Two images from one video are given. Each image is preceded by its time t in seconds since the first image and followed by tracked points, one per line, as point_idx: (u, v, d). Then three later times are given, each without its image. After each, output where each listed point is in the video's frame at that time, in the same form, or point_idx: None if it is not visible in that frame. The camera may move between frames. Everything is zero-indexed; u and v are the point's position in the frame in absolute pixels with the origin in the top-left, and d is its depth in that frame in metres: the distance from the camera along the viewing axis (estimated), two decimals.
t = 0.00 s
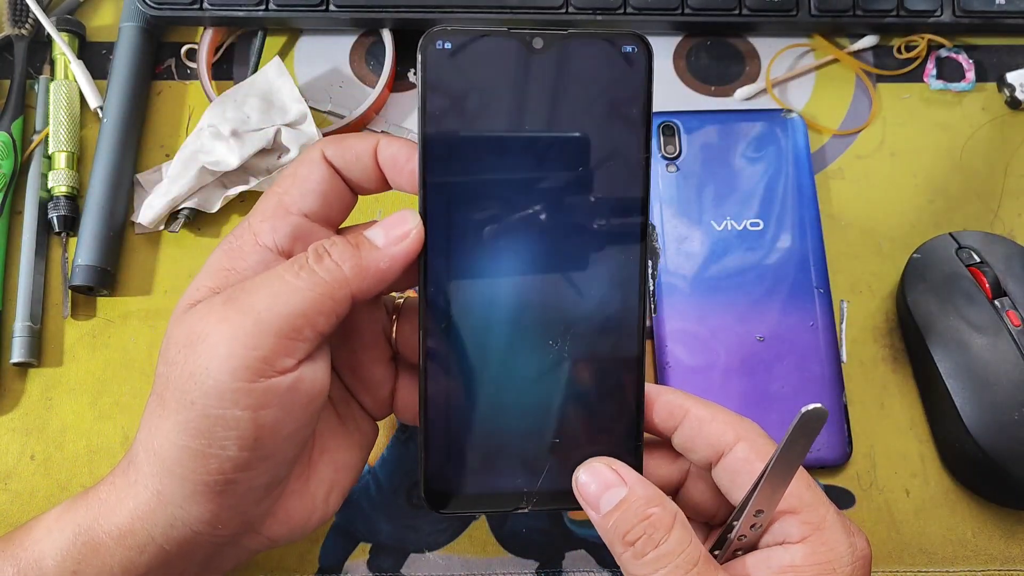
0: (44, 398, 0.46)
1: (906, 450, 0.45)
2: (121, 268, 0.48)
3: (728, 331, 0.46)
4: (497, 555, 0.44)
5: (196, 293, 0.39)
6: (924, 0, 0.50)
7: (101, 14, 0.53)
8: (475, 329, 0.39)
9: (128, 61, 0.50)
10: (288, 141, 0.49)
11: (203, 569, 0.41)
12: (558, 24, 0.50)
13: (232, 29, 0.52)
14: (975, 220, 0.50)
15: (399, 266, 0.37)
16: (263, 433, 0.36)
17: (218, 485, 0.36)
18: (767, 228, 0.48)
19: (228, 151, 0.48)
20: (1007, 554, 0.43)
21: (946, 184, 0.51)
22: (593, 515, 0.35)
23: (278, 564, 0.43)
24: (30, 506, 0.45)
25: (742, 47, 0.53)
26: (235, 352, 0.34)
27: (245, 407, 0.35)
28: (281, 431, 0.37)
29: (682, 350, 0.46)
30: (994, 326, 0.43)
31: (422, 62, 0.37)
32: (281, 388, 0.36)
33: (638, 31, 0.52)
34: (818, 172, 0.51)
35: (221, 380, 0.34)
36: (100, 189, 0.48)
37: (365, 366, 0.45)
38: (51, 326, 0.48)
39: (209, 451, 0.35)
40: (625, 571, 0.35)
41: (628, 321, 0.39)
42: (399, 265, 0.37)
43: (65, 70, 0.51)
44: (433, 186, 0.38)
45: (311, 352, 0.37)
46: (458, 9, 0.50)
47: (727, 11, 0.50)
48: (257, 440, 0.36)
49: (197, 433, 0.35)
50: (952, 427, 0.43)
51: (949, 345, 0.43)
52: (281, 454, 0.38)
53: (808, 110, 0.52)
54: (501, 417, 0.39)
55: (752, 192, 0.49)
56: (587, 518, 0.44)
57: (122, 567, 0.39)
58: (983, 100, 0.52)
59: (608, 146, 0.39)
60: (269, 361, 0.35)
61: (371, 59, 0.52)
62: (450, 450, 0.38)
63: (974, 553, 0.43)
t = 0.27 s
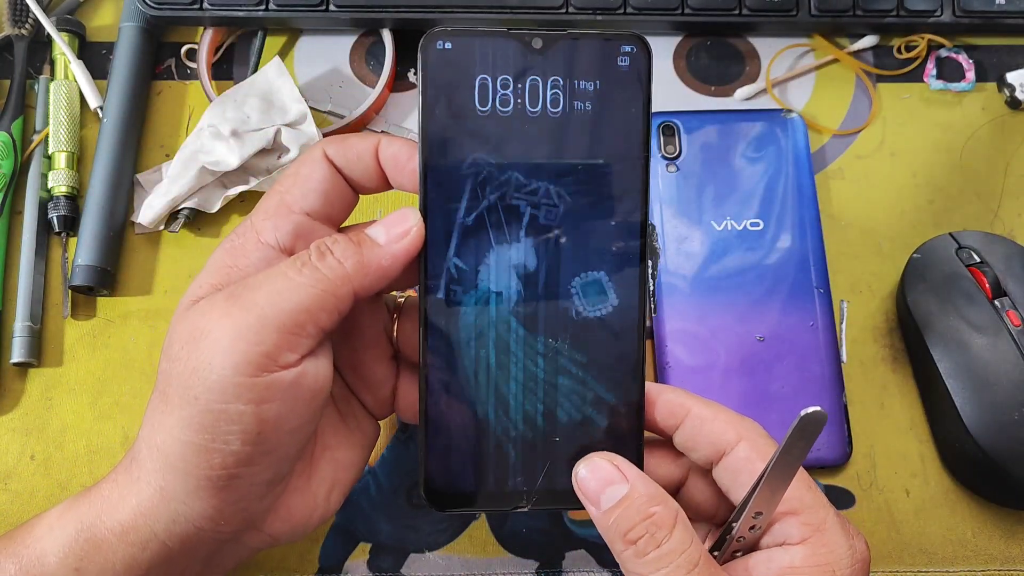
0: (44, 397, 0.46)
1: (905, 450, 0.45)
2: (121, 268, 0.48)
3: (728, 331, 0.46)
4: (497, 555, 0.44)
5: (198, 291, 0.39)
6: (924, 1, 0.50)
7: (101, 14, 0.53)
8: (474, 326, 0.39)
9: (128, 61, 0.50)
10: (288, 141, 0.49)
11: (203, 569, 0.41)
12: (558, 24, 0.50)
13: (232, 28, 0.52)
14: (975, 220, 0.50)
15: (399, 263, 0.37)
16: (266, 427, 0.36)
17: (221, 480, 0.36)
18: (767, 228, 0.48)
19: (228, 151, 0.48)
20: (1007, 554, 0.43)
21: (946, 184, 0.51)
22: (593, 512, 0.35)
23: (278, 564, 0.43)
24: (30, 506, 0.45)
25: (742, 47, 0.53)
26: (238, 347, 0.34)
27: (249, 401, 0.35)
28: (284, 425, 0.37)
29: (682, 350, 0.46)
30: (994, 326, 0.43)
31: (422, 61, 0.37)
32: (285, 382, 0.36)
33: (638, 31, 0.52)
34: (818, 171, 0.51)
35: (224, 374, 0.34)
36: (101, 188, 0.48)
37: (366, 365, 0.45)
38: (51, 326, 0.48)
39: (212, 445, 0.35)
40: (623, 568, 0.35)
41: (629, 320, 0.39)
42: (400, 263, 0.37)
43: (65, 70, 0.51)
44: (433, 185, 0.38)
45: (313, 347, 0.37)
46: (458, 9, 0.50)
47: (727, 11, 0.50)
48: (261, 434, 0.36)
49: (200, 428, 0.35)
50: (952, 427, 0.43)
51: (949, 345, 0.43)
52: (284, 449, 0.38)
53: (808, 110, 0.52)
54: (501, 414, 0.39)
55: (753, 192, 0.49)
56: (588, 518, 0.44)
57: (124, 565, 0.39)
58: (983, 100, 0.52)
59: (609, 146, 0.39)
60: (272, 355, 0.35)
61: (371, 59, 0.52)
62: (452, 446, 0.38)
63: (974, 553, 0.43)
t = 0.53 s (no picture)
0: (44, 398, 0.46)
1: (905, 450, 0.45)
2: (121, 268, 0.48)
3: (728, 330, 0.46)
4: (497, 555, 0.44)
5: (197, 291, 0.39)
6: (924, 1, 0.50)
7: (101, 14, 0.53)
8: (475, 325, 0.39)
9: (128, 61, 0.50)
10: (288, 141, 0.49)
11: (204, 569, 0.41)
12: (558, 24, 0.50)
13: (232, 28, 0.52)
14: (975, 220, 0.50)
15: (399, 263, 0.37)
16: (266, 428, 0.36)
17: (221, 480, 0.36)
18: (767, 228, 0.48)
19: (228, 151, 0.48)
20: (1008, 554, 0.43)
21: (946, 184, 0.51)
22: (589, 518, 0.35)
23: (278, 565, 0.43)
24: (30, 506, 0.45)
25: (742, 47, 0.53)
26: (238, 347, 0.34)
27: (248, 403, 0.35)
28: (284, 425, 0.37)
29: (683, 350, 0.46)
30: (994, 326, 0.43)
31: (420, 60, 0.37)
32: (285, 383, 0.36)
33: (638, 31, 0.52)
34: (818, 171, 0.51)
35: (224, 374, 0.34)
36: (101, 189, 0.48)
37: (366, 364, 0.45)
38: (51, 326, 0.48)
39: (212, 446, 0.35)
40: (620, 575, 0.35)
41: (629, 320, 0.39)
42: (401, 263, 0.37)
43: (65, 70, 0.51)
44: (433, 185, 0.38)
45: (313, 349, 0.37)
46: (458, 9, 0.50)
47: (727, 11, 0.50)
48: (261, 435, 0.36)
49: (201, 428, 0.35)
50: (952, 427, 0.43)
51: (949, 345, 0.43)
52: (283, 450, 0.38)
53: (808, 110, 0.52)
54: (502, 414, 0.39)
55: (753, 192, 0.49)
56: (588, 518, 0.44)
57: (125, 564, 0.39)
58: (983, 100, 0.52)
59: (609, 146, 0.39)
60: (272, 356, 0.35)
61: (371, 59, 0.52)
62: (451, 448, 0.38)
63: (974, 553, 0.43)
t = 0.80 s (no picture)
0: (44, 398, 0.46)
1: (905, 450, 0.45)
2: (121, 268, 0.48)
3: (728, 330, 0.46)
4: (497, 555, 0.44)
5: (194, 290, 0.39)
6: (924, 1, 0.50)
7: (101, 14, 0.53)
8: (468, 324, 0.39)
9: (128, 60, 0.50)
10: (286, 140, 0.49)
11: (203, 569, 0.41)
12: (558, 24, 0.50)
13: (232, 28, 0.52)
14: (975, 220, 0.50)
15: (395, 261, 0.37)
16: (265, 427, 0.36)
17: (220, 480, 0.36)
18: (766, 228, 0.48)
19: (228, 151, 0.48)
20: (1008, 554, 0.43)
21: (945, 184, 0.51)
22: (595, 519, 0.35)
23: (278, 565, 0.43)
24: (30, 506, 0.45)
25: (742, 47, 0.53)
26: (237, 347, 0.34)
27: (246, 402, 0.35)
28: (282, 425, 0.37)
29: (682, 350, 0.46)
30: (994, 326, 0.43)
31: (418, 60, 0.37)
32: (282, 382, 0.36)
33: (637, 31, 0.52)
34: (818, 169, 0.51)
35: (222, 373, 0.34)
36: (100, 188, 0.48)
37: (364, 364, 0.45)
38: (51, 326, 0.48)
39: (211, 447, 0.35)
40: None
41: (629, 320, 0.39)
42: (396, 260, 0.37)
43: (65, 70, 0.51)
44: (431, 184, 0.38)
45: (310, 347, 0.37)
46: (457, 9, 0.50)
47: (727, 11, 0.50)
48: (260, 435, 0.36)
49: (200, 428, 0.35)
50: (952, 427, 0.43)
51: (949, 345, 0.43)
52: (283, 449, 0.38)
53: (808, 110, 0.52)
54: (497, 413, 0.39)
55: (752, 192, 0.49)
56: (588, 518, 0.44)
57: (125, 565, 0.39)
58: (983, 100, 0.52)
59: (608, 146, 0.39)
60: (270, 355, 0.35)
61: (371, 59, 0.52)
62: (447, 446, 0.38)
63: (974, 553, 0.43)
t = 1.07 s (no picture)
0: (44, 398, 0.46)
1: (905, 450, 0.45)
2: (121, 268, 0.48)
3: (728, 331, 0.46)
4: (497, 556, 0.44)
5: (192, 289, 0.39)
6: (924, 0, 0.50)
7: (102, 14, 0.53)
8: (467, 324, 0.39)
9: (128, 60, 0.50)
10: (288, 141, 0.49)
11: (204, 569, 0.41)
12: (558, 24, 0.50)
13: (232, 28, 0.52)
14: (975, 220, 0.50)
15: (393, 262, 0.37)
16: (263, 425, 0.36)
17: (219, 479, 0.36)
18: (767, 228, 0.48)
19: (228, 151, 0.48)
20: (1008, 554, 0.43)
21: (946, 183, 0.51)
22: (595, 532, 0.36)
23: (277, 565, 0.43)
24: (30, 507, 0.45)
25: (742, 47, 0.53)
26: (235, 345, 0.34)
27: (244, 400, 0.35)
28: (281, 423, 0.37)
29: (682, 350, 0.46)
30: (993, 326, 0.43)
31: (417, 60, 0.37)
32: (281, 380, 0.35)
33: (637, 31, 0.52)
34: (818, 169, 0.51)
35: (220, 372, 0.34)
36: (100, 188, 0.48)
37: (363, 362, 0.45)
38: (51, 326, 0.48)
39: (209, 445, 0.35)
40: None
41: (628, 319, 0.39)
42: (395, 260, 0.37)
43: (65, 70, 0.51)
44: (430, 184, 0.38)
45: (309, 344, 0.37)
46: (457, 9, 0.50)
47: (727, 11, 0.50)
48: (258, 433, 0.36)
49: (198, 426, 0.35)
50: (952, 427, 0.43)
51: (949, 345, 0.43)
52: (282, 448, 0.38)
53: (808, 110, 0.52)
54: (495, 412, 0.39)
55: (753, 192, 0.49)
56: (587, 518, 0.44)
57: (124, 564, 0.39)
58: (983, 100, 0.52)
59: (608, 146, 0.39)
60: (268, 353, 0.35)
61: (371, 59, 0.52)
62: (445, 445, 0.38)
63: (974, 553, 0.43)
